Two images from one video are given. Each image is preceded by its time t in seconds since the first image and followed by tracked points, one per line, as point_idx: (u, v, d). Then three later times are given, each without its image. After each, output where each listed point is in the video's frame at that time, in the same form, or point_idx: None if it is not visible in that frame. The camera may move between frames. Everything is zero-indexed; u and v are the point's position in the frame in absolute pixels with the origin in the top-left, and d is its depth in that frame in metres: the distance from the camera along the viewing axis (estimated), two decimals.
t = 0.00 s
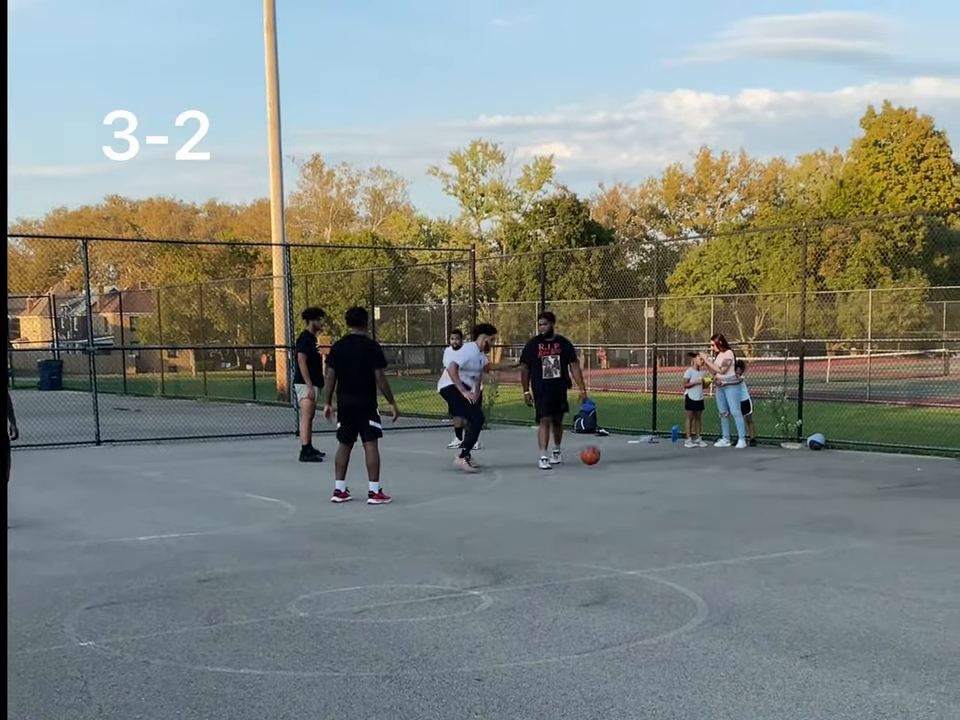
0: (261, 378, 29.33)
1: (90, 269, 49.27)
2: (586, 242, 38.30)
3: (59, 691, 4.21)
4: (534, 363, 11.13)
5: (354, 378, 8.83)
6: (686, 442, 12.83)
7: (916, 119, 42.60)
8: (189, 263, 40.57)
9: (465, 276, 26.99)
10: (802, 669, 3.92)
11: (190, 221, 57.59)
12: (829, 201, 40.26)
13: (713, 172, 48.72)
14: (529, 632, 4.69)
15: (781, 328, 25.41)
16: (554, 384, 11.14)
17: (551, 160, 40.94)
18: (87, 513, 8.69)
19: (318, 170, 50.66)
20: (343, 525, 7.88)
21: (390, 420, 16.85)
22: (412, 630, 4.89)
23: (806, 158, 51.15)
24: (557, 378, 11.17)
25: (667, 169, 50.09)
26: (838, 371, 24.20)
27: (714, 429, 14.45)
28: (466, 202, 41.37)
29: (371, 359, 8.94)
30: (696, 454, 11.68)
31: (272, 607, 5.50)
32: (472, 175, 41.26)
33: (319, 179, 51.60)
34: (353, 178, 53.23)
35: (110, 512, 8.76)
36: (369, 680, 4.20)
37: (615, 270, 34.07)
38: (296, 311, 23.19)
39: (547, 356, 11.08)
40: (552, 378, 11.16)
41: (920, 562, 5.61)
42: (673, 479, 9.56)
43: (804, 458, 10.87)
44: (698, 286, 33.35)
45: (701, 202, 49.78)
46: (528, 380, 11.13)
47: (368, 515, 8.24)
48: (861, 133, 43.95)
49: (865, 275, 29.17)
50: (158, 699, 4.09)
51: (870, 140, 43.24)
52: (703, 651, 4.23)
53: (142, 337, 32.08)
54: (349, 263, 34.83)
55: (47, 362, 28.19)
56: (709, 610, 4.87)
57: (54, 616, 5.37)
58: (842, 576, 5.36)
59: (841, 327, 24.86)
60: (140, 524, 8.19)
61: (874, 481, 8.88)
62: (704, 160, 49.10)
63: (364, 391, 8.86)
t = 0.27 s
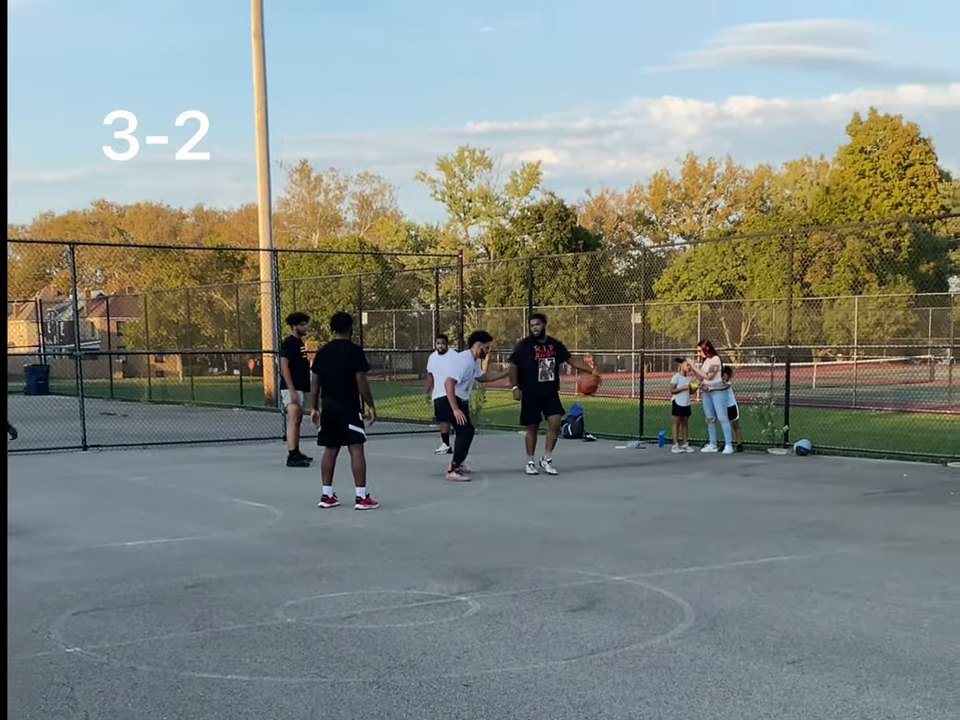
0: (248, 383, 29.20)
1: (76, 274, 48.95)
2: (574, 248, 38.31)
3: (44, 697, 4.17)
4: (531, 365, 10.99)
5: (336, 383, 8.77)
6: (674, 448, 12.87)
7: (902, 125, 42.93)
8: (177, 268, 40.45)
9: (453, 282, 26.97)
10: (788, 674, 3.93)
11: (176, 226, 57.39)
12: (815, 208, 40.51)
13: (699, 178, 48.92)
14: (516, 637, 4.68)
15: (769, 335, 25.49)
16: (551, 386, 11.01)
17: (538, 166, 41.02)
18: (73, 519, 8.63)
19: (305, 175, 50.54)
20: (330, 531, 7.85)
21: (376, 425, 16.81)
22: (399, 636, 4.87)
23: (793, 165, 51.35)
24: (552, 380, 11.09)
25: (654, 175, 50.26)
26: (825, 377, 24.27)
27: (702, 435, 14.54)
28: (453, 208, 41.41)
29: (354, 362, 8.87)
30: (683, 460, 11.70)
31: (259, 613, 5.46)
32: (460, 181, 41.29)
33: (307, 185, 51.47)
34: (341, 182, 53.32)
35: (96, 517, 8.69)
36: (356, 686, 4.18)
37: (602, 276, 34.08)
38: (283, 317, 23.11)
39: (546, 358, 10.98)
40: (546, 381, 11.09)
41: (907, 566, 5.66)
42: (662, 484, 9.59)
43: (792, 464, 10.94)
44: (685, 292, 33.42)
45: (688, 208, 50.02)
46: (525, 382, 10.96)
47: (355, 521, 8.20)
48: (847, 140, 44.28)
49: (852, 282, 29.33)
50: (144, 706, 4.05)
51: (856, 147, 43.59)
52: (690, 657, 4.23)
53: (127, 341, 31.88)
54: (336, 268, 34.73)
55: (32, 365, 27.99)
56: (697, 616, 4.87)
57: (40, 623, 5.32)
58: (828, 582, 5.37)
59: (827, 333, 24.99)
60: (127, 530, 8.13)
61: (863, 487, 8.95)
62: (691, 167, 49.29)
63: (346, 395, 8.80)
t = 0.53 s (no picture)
0: (235, 388, 29.09)
1: (63, 278, 48.70)
2: (562, 255, 38.37)
3: (29, 703, 4.12)
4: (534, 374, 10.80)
5: (322, 388, 8.75)
6: (661, 454, 12.90)
7: (887, 133, 43.23)
8: (164, 272, 40.32)
9: (442, 288, 26.98)
10: (775, 681, 3.93)
11: (164, 231, 57.16)
12: (801, 215, 40.73)
13: (686, 184, 49.11)
14: (503, 644, 4.67)
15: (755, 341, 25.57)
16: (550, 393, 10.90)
17: (526, 172, 41.07)
18: (59, 524, 8.56)
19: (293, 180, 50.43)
20: (318, 536, 7.82)
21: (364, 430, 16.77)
22: (386, 641, 4.84)
23: (780, 172, 51.58)
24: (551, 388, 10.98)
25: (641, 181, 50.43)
26: (812, 384, 24.36)
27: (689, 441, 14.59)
28: (441, 213, 41.40)
29: (341, 368, 8.81)
30: (670, 465, 11.71)
31: (245, 619, 5.42)
32: (448, 186, 41.33)
33: (294, 190, 51.37)
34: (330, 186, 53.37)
35: (82, 523, 8.62)
36: (343, 692, 4.16)
37: (589, 282, 34.14)
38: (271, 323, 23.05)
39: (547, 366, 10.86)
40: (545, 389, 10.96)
41: (894, 573, 5.68)
42: (650, 491, 9.61)
43: (779, 470, 10.98)
44: (672, 298, 33.51)
45: (675, 215, 50.22)
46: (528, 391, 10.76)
47: (342, 526, 8.16)
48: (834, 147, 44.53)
49: (838, 290, 29.48)
50: (129, 712, 4.02)
51: (842, 154, 43.85)
52: (677, 663, 4.23)
53: (114, 346, 31.69)
54: (324, 273, 34.64)
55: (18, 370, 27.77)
56: (684, 622, 4.87)
57: (26, 629, 5.27)
58: (815, 588, 5.39)
59: (814, 340, 25.12)
60: (113, 535, 8.08)
61: (850, 493, 8.99)
62: (678, 173, 49.48)
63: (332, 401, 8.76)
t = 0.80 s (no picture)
0: (221, 392, 28.96)
1: (47, 281, 48.37)
2: (548, 260, 38.42)
3: (11, 708, 4.08)
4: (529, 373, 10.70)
5: (308, 391, 8.71)
6: (647, 458, 12.92)
7: (873, 139, 43.52)
8: (149, 276, 40.15)
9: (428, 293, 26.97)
10: (760, 685, 3.94)
11: (149, 234, 56.86)
12: (786, 221, 40.97)
13: (672, 190, 49.28)
14: (489, 648, 4.66)
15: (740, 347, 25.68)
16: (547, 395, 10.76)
17: (512, 177, 41.14)
18: (42, 528, 8.49)
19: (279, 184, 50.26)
20: (303, 540, 7.79)
21: (350, 435, 16.73)
22: (370, 646, 4.83)
23: (765, 178, 51.85)
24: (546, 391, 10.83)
25: (627, 187, 50.61)
26: (797, 389, 24.47)
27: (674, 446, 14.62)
28: (427, 218, 41.40)
29: (327, 372, 8.81)
30: (656, 471, 11.73)
31: (229, 623, 5.39)
32: (434, 191, 41.33)
33: (280, 193, 51.28)
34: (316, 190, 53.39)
35: (65, 526, 8.55)
36: (328, 696, 4.15)
37: (575, 287, 34.19)
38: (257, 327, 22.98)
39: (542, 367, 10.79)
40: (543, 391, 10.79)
41: (878, 579, 5.71)
42: (636, 495, 9.62)
43: (765, 475, 11.02)
44: (658, 303, 33.57)
45: (661, 220, 50.43)
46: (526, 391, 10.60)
47: (328, 531, 8.13)
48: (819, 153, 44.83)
49: (823, 295, 29.63)
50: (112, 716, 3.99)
51: (827, 160, 44.14)
52: (662, 668, 4.23)
53: (98, 350, 31.49)
54: (310, 277, 34.59)
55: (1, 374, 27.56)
56: (669, 627, 4.87)
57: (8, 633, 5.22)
58: (800, 593, 5.41)
59: (799, 345, 25.22)
60: (96, 539, 8.01)
61: (835, 498, 9.04)
62: (664, 179, 49.66)
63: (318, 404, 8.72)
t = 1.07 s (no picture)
0: (205, 393, 28.80)
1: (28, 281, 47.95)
2: (532, 262, 38.48)
3: None
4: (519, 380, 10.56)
5: (295, 393, 8.67)
6: (630, 461, 12.97)
7: (856, 143, 43.87)
8: (132, 276, 39.93)
9: (413, 294, 26.96)
10: (741, 686, 3.96)
11: (132, 235, 56.53)
12: (770, 225, 41.25)
13: (655, 193, 49.49)
14: (472, 649, 4.65)
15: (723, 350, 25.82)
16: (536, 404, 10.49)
17: (496, 179, 41.17)
18: (22, 529, 8.41)
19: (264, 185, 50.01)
20: (286, 541, 7.76)
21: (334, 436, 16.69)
22: (353, 647, 4.81)
23: (748, 181, 52.14)
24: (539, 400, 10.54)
25: (611, 190, 50.78)
26: (780, 392, 24.62)
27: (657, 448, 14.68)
28: (412, 219, 41.37)
29: (315, 375, 8.79)
30: (640, 473, 11.76)
31: (212, 624, 5.36)
32: (418, 192, 41.30)
33: (264, 194, 51.10)
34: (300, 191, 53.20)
35: (46, 527, 8.48)
36: (310, 697, 4.12)
37: (559, 289, 34.25)
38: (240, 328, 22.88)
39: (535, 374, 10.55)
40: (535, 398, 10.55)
41: (859, 580, 5.76)
42: (619, 498, 9.65)
43: (748, 478, 11.09)
44: (642, 306, 33.70)
45: (645, 223, 50.62)
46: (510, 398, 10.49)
47: (311, 532, 8.11)
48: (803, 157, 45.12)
49: (806, 298, 29.84)
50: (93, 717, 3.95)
51: (811, 164, 44.43)
52: (644, 669, 4.24)
53: (80, 350, 31.27)
54: (294, 278, 34.49)
55: None
56: (651, 628, 4.89)
57: None
58: (782, 595, 5.44)
59: (782, 348, 25.41)
60: (77, 539, 7.95)
61: (816, 500, 9.10)
62: (648, 182, 49.87)
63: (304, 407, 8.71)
